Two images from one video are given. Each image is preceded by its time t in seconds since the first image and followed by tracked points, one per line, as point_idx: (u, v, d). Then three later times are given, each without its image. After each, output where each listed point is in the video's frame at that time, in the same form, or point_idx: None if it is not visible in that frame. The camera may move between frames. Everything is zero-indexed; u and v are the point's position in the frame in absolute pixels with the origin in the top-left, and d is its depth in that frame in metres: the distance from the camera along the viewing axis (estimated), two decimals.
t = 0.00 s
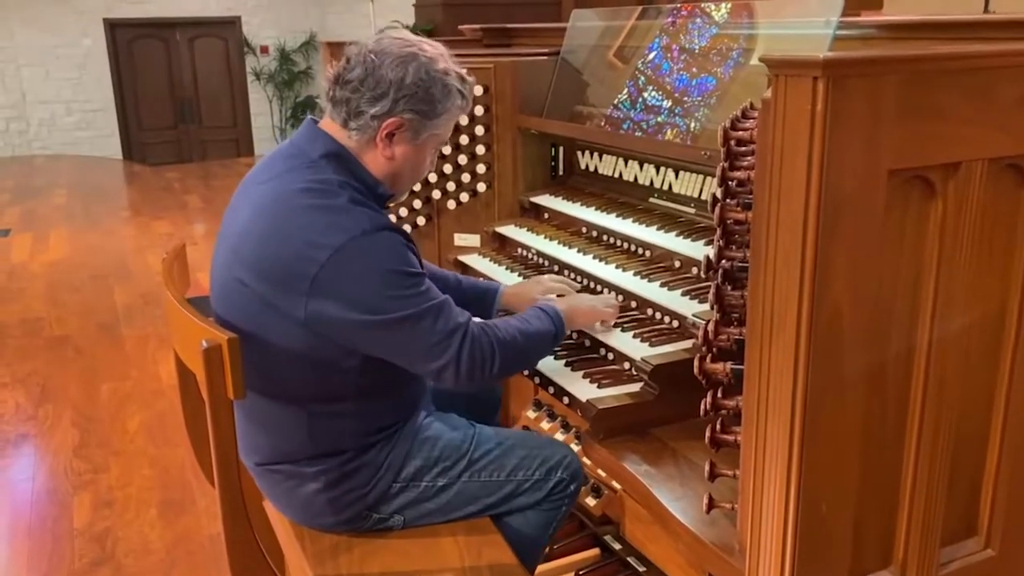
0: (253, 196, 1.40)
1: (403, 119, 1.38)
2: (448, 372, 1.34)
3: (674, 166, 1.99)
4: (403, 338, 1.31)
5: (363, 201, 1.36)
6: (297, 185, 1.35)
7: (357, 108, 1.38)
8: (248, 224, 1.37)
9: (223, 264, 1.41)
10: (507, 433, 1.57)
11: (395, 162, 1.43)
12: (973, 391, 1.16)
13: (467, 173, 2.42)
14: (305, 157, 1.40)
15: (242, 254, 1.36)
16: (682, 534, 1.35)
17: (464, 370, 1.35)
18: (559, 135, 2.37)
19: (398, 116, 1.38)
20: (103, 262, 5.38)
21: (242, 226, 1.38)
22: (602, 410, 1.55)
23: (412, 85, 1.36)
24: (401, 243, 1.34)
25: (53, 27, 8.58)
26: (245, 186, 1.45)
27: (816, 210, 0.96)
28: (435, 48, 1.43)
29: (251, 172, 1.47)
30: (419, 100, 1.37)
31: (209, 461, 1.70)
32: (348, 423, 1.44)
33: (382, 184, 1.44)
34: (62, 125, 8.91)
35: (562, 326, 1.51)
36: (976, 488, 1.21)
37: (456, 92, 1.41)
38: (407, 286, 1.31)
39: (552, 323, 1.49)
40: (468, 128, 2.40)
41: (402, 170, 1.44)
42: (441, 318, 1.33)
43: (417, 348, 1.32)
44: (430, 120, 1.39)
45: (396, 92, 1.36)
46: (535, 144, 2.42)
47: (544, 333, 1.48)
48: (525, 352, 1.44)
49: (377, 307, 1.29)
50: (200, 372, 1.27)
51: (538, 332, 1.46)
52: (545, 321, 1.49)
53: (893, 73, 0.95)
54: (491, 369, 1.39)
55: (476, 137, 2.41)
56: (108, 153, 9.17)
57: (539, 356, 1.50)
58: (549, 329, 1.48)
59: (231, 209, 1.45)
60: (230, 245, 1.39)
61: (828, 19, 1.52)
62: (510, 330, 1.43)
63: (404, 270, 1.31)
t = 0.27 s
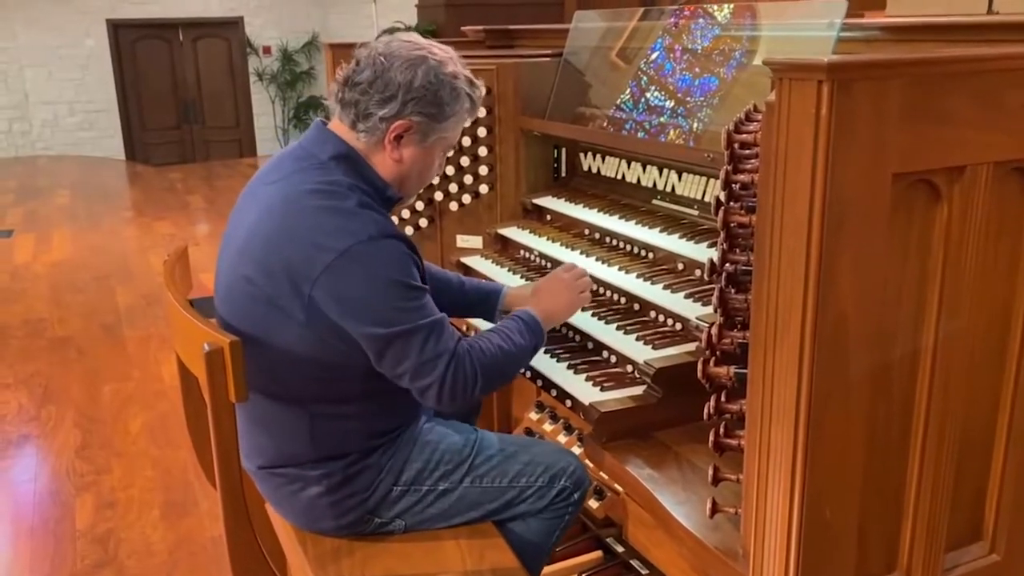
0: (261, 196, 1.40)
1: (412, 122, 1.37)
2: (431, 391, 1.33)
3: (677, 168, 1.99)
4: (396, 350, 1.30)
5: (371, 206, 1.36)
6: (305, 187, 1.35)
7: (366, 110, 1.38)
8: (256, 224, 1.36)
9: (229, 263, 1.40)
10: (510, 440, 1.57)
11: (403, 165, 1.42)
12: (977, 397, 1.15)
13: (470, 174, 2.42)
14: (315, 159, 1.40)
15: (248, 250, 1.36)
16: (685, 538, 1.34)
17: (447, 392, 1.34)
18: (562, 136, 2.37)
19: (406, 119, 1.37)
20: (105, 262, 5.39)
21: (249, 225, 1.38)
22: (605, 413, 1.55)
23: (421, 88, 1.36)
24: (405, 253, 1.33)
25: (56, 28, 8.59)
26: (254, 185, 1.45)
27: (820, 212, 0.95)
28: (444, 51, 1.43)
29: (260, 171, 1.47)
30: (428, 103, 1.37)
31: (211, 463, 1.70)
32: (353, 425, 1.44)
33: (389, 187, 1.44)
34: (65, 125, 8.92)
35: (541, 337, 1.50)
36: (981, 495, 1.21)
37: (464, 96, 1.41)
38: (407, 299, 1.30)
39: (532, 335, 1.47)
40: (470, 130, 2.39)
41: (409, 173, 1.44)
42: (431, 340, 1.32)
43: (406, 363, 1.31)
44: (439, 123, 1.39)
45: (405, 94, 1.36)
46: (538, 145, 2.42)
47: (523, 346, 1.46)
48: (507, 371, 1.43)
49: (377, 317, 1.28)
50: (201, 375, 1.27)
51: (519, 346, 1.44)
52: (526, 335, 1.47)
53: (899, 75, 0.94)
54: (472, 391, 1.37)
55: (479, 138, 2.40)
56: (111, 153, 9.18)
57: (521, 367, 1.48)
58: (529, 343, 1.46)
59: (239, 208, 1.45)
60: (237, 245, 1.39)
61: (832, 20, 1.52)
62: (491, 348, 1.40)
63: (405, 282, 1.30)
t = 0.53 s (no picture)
0: (269, 197, 1.40)
1: (415, 118, 1.37)
2: (444, 386, 1.33)
3: (681, 171, 1.98)
4: (406, 345, 1.29)
5: (379, 204, 1.35)
6: (314, 186, 1.35)
7: (368, 110, 1.37)
8: (264, 223, 1.36)
9: (237, 263, 1.40)
10: (516, 444, 1.56)
11: (408, 164, 1.41)
12: (983, 404, 1.14)
13: (473, 176, 2.42)
14: (324, 159, 1.40)
15: (256, 248, 1.36)
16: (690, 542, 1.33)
17: (460, 387, 1.34)
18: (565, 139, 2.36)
19: (409, 116, 1.36)
20: (108, 264, 5.39)
21: (258, 225, 1.38)
22: (609, 417, 1.54)
23: (423, 85, 1.35)
24: (414, 250, 1.32)
25: (59, 29, 8.59)
26: (263, 186, 1.44)
27: (827, 215, 0.94)
28: (447, 48, 1.42)
29: (268, 173, 1.47)
30: (430, 100, 1.36)
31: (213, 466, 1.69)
32: (358, 424, 1.43)
33: (397, 187, 1.43)
34: (68, 126, 8.93)
35: (558, 350, 1.50)
36: (988, 499, 1.20)
37: (468, 90, 1.40)
38: (417, 294, 1.29)
39: (551, 346, 1.48)
40: (474, 132, 2.39)
41: (416, 172, 1.43)
42: (442, 334, 1.31)
43: (418, 358, 1.30)
44: (442, 119, 1.38)
45: (406, 91, 1.35)
46: (540, 148, 2.42)
47: (541, 354, 1.46)
48: (522, 374, 1.43)
49: (386, 312, 1.28)
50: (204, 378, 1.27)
51: (536, 354, 1.45)
52: (544, 344, 1.48)
53: (906, 80, 0.94)
54: (486, 387, 1.37)
55: (482, 140, 2.40)
56: (114, 154, 9.18)
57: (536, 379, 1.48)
58: (546, 351, 1.47)
59: (247, 210, 1.45)
60: (245, 244, 1.39)
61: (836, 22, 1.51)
62: (507, 349, 1.41)
63: (414, 277, 1.29)
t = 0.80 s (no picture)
0: (275, 196, 1.40)
1: (423, 118, 1.36)
2: (455, 380, 1.32)
3: (684, 173, 1.97)
4: (414, 341, 1.29)
5: (386, 202, 1.35)
6: (322, 184, 1.34)
7: (378, 109, 1.37)
8: (271, 221, 1.36)
9: (243, 263, 1.40)
10: (518, 446, 1.55)
11: (415, 163, 1.41)
12: (988, 408, 1.14)
13: (474, 179, 2.42)
14: (330, 157, 1.39)
15: (263, 247, 1.35)
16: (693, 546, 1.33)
17: (471, 382, 1.33)
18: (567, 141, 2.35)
19: (417, 115, 1.36)
20: (109, 265, 5.39)
21: (264, 224, 1.38)
22: (612, 420, 1.54)
23: (432, 84, 1.36)
24: (422, 247, 1.32)
25: (61, 30, 8.60)
26: (269, 186, 1.44)
27: (831, 219, 0.94)
28: (454, 51, 1.43)
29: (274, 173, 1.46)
30: (439, 99, 1.36)
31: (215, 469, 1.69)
32: (362, 424, 1.43)
33: (404, 187, 1.42)
34: (69, 127, 8.94)
35: (567, 346, 1.50)
36: (993, 502, 1.19)
37: (475, 92, 1.40)
38: (425, 289, 1.29)
39: (560, 342, 1.48)
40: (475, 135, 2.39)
41: (423, 173, 1.43)
42: (451, 328, 1.31)
43: (428, 353, 1.30)
44: (450, 119, 1.38)
45: (415, 91, 1.35)
46: (542, 148, 2.41)
47: (550, 349, 1.46)
48: (531, 369, 1.43)
49: (394, 307, 1.27)
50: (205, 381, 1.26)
51: (546, 350, 1.45)
52: (553, 338, 1.48)
53: (911, 83, 0.93)
54: (497, 382, 1.37)
55: (484, 143, 2.40)
56: (115, 156, 9.19)
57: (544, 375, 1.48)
58: (555, 347, 1.47)
59: (252, 210, 1.44)
60: (251, 243, 1.39)
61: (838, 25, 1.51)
62: (518, 344, 1.41)
63: (422, 273, 1.29)
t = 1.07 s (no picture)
0: (275, 197, 1.39)
1: (423, 119, 1.36)
2: (455, 379, 1.32)
3: (684, 177, 1.97)
4: (413, 340, 1.29)
5: (385, 202, 1.35)
6: (321, 184, 1.34)
7: (377, 111, 1.37)
8: (270, 223, 1.36)
9: (243, 265, 1.40)
10: (518, 449, 1.55)
11: (415, 164, 1.41)
12: (988, 412, 1.14)
13: (475, 182, 2.42)
14: (330, 159, 1.39)
15: (263, 249, 1.35)
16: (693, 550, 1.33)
17: (472, 381, 1.33)
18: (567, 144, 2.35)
19: (416, 116, 1.36)
20: (109, 267, 5.39)
21: (264, 226, 1.37)
22: (613, 424, 1.54)
23: (430, 85, 1.36)
24: (421, 247, 1.32)
25: (62, 32, 8.61)
26: (269, 188, 1.44)
27: (831, 227, 0.94)
28: (449, 52, 1.43)
29: (274, 175, 1.46)
30: (438, 100, 1.36)
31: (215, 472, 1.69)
32: (362, 425, 1.43)
33: (404, 188, 1.42)
34: (70, 129, 8.94)
35: (564, 331, 1.51)
36: (993, 505, 1.19)
37: (473, 92, 1.40)
38: (424, 288, 1.29)
39: (557, 331, 1.48)
40: (476, 138, 2.38)
41: (422, 173, 1.43)
42: (451, 327, 1.31)
43: (428, 352, 1.30)
44: (449, 119, 1.38)
45: (414, 92, 1.35)
46: (542, 152, 2.41)
47: (547, 339, 1.47)
48: (529, 363, 1.43)
49: (394, 306, 1.27)
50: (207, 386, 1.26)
51: (544, 340, 1.45)
52: (550, 329, 1.48)
53: (911, 89, 0.93)
54: (497, 379, 1.37)
55: (484, 145, 2.39)
56: (116, 157, 9.19)
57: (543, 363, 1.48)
58: (552, 336, 1.47)
59: (252, 212, 1.44)
60: (251, 245, 1.39)
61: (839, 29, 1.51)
62: (516, 340, 1.41)
63: (421, 272, 1.29)
